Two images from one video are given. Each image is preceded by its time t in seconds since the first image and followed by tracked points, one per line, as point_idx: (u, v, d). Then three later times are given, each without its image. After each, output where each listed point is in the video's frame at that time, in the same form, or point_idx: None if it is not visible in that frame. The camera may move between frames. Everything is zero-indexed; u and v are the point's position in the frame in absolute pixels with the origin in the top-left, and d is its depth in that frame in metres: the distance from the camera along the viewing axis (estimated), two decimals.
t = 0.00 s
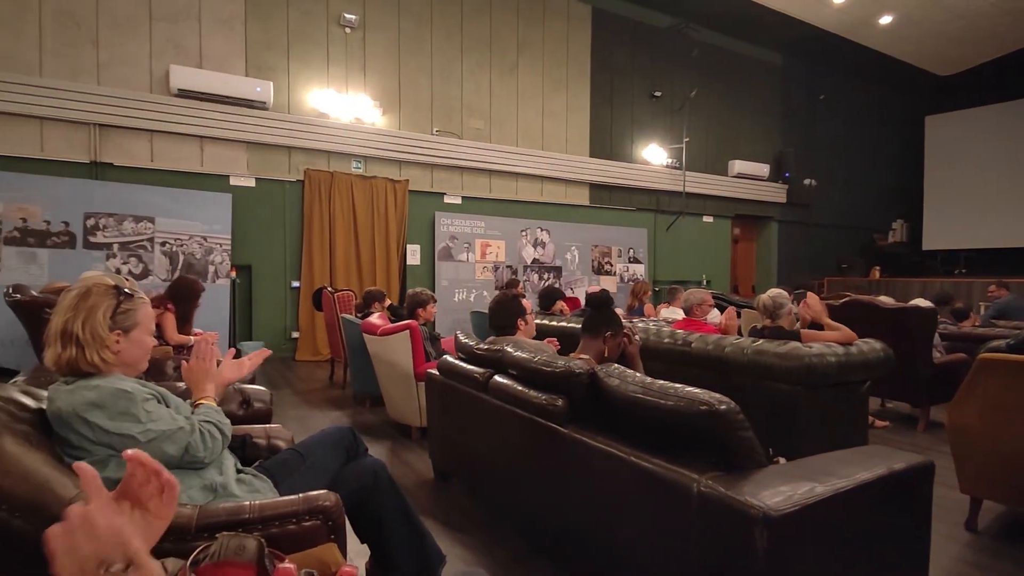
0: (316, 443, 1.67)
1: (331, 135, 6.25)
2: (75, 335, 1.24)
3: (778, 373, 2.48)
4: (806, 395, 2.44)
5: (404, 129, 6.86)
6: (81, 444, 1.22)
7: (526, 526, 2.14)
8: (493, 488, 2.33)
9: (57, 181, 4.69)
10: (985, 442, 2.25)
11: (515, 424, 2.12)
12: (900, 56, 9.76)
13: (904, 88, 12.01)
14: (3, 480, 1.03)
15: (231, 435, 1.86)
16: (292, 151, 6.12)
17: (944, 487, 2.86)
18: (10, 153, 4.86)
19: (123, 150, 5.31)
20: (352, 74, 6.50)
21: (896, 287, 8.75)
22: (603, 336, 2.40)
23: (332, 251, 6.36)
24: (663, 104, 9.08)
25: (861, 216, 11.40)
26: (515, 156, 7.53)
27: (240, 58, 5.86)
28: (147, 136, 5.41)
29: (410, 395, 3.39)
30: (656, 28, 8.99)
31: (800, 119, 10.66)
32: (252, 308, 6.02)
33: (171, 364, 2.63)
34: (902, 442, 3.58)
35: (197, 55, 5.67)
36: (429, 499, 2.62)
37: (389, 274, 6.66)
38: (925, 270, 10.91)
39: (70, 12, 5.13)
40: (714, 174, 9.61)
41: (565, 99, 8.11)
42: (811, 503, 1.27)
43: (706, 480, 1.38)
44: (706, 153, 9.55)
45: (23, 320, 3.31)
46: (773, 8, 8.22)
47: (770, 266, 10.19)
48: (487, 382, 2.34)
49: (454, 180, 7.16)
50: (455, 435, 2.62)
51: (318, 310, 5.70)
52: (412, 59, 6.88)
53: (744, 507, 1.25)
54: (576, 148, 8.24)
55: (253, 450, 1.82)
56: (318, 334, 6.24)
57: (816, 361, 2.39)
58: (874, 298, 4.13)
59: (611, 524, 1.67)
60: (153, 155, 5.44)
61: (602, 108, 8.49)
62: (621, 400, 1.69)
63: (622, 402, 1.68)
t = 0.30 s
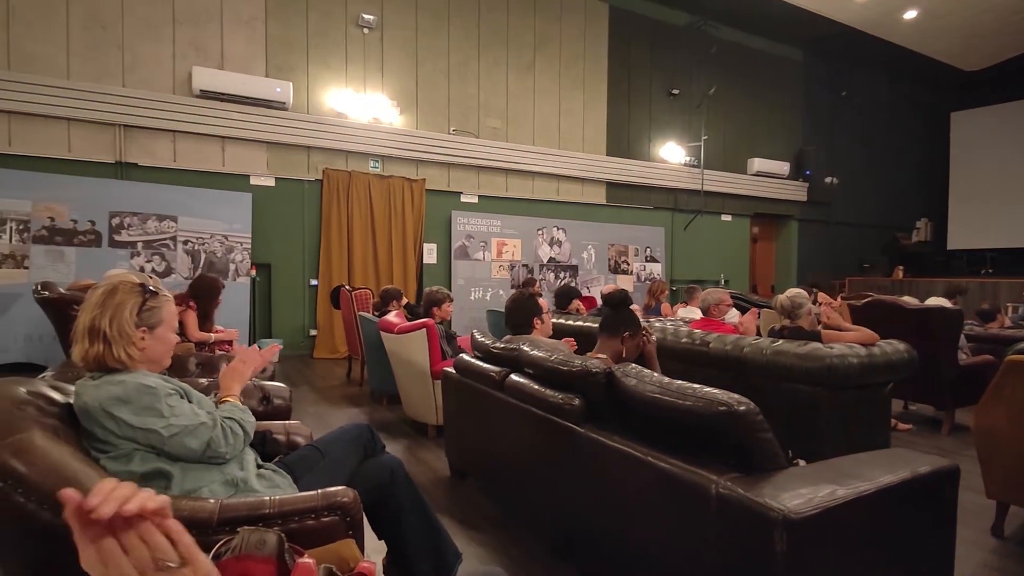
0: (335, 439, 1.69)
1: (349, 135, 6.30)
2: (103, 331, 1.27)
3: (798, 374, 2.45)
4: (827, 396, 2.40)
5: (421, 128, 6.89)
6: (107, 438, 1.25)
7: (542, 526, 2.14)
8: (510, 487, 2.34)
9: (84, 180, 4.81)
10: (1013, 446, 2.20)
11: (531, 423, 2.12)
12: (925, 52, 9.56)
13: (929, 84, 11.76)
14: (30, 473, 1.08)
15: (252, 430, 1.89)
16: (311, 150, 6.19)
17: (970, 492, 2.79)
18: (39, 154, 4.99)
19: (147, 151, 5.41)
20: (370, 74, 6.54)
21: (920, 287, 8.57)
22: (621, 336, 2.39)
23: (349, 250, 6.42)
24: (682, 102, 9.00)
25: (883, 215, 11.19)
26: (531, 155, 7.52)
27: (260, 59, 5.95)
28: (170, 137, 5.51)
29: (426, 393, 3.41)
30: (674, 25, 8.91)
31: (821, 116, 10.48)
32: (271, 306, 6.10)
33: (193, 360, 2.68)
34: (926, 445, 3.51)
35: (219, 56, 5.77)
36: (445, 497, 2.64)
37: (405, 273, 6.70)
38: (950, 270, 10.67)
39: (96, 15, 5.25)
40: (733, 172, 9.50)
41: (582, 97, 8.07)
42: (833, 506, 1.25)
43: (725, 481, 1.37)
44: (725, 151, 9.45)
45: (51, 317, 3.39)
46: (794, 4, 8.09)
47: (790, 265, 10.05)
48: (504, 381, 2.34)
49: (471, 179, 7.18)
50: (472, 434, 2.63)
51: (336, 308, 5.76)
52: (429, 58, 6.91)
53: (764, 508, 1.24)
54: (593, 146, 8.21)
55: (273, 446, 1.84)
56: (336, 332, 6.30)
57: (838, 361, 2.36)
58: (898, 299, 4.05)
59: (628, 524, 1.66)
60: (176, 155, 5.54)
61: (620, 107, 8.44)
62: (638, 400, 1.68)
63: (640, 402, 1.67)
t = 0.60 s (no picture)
0: (351, 435, 1.71)
1: (364, 133, 6.34)
2: (126, 327, 1.29)
3: (816, 373, 2.42)
4: (845, 396, 2.37)
5: (435, 127, 6.91)
6: (130, 432, 1.28)
7: (556, 523, 2.14)
8: (523, 484, 2.34)
9: (105, 180, 4.89)
10: None
11: (546, 421, 2.12)
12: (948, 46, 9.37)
13: (951, 79, 11.53)
14: (55, 466, 1.11)
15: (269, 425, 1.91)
16: (326, 149, 6.23)
17: (993, 495, 2.74)
18: (62, 154, 5.09)
19: (166, 150, 5.50)
20: (385, 72, 6.58)
21: (941, 287, 8.41)
22: (638, 334, 2.38)
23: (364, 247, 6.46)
24: (697, 100, 8.92)
25: (903, 213, 11.01)
26: (545, 153, 7.51)
27: (277, 59, 6.01)
28: (189, 136, 5.59)
29: (440, 391, 3.42)
30: (689, 21, 8.83)
31: (840, 112, 10.32)
32: (287, 303, 6.17)
33: (212, 356, 2.72)
34: (947, 447, 3.45)
35: (237, 56, 5.83)
36: (459, 494, 2.65)
37: (420, 271, 6.74)
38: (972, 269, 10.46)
39: (117, 16, 5.34)
40: (749, 170, 9.40)
41: (597, 95, 8.04)
42: (852, 507, 1.23)
43: (742, 481, 1.36)
44: (741, 148, 9.35)
45: (74, 313, 3.46)
46: None
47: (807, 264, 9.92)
48: (518, 379, 2.34)
49: (485, 177, 7.19)
50: (485, 431, 2.63)
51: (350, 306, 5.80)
52: (444, 57, 6.92)
53: (781, 509, 1.23)
54: (607, 144, 8.17)
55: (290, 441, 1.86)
56: (350, 329, 6.35)
57: (857, 361, 2.32)
58: (919, 298, 3.98)
59: (643, 523, 1.66)
60: (195, 154, 5.62)
61: (634, 104, 8.38)
62: (653, 399, 1.68)
63: (655, 400, 1.66)
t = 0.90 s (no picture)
0: (371, 429, 1.73)
1: (383, 130, 6.38)
2: (154, 320, 1.32)
3: (839, 372, 2.38)
4: (869, 396, 2.33)
5: (453, 123, 6.93)
6: (156, 423, 1.30)
7: (574, 519, 2.14)
8: (541, 479, 2.34)
9: (131, 177, 5.00)
10: None
11: (564, 417, 2.12)
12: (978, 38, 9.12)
13: (981, 72, 11.23)
14: (85, 456, 1.14)
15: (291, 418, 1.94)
16: (345, 146, 6.29)
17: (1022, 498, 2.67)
18: (90, 152, 5.21)
19: (190, 147, 5.59)
20: (404, 69, 6.61)
21: (968, 285, 8.21)
22: (658, 331, 2.36)
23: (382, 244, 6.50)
24: (717, 95, 8.81)
25: (930, 210, 10.76)
26: (563, 149, 7.48)
27: (298, 57, 6.07)
28: (212, 133, 5.68)
29: (458, 386, 3.44)
30: (710, 15, 8.72)
31: (865, 107, 10.11)
32: (307, 299, 6.24)
33: (234, 350, 2.77)
34: (975, 449, 3.37)
35: (258, 55, 5.90)
36: (476, 489, 2.66)
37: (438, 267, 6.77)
38: (1001, 268, 10.18)
39: (143, 16, 5.44)
40: (771, 166, 9.26)
41: (615, 91, 7.98)
42: (877, 508, 1.21)
43: (763, 480, 1.34)
44: (762, 144, 9.21)
45: (101, 307, 3.54)
46: None
47: (830, 262, 9.76)
48: (536, 375, 2.34)
49: (503, 174, 7.19)
50: (503, 427, 2.64)
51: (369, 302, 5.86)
52: (462, 53, 6.93)
53: (804, 508, 1.21)
54: (626, 140, 8.10)
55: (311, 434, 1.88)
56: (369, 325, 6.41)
57: (881, 361, 2.28)
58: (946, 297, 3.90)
59: (661, 521, 1.65)
60: (217, 151, 5.71)
61: (654, 100, 8.30)
62: (672, 396, 1.66)
63: (675, 398, 1.65)
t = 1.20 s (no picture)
0: (389, 422, 1.75)
1: (400, 126, 6.40)
2: (178, 313, 1.35)
3: (860, 371, 2.34)
4: (890, 395, 2.30)
5: (470, 119, 6.94)
6: (182, 413, 1.33)
7: (591, 515, 2.14)
8: (558, 475, 2.35)
9: (154, 172, 5.08)
10: None
11: (581, 413, 2.12)
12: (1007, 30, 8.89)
13: (1009, 66, 10.95)
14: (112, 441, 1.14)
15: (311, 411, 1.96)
16: (363, 142, 6.33)
17: None
18: (115, 148, 5.31)
19: (211, 144, 5.67)
20: (421, 65, 6.63)
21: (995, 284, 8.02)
22: (676, 328, 2.35)
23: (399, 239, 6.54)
24: (737, 90, 8.70)
25: (954, 207, 10.52)
26: (580, 145, 7.45)
27: (317, 53, 6.12)
28: (232, 130, 5.76)
29: (474, 381, 3.45)
30: (729, 8, 8.60)
31: (889, 101, 9.91)
32: (325, 294, 6.31)
33: (255, 344, 2.81)
34: (1001, 450, 3.29)
35: (278, 52, 5.96)
36: (493, 483, 2.67)
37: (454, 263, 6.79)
38: None
39: (166, 15, 5.52)
40: (791, 162, 9.12)
41: (633, 87, 7.92)
42: (901, 507, 1.19)
43: (784, 477, 1.33)
44: (783, 140, 9.08)
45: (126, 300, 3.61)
46: None
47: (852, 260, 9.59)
48: (552, 370, 2.35)
49: (519, 170, 7.18)
50: (519, 423, 2.65)
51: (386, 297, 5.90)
52: (479, 49, 6.93)
53: (826, 507, 1.20)
54: (643, 136, 8.04)
55: (331, 426, 1.90)
56: (386, 320, 6.45)
57: (904, 360, 2.24)
58: (972, 296, 3.81)
59: (680, 518, 1.64)
60: (238, 148, 5.78)
61: (672, 95, 8.22)
62: (692, 392, 1.65)
63: (694, 394, 1.64)
